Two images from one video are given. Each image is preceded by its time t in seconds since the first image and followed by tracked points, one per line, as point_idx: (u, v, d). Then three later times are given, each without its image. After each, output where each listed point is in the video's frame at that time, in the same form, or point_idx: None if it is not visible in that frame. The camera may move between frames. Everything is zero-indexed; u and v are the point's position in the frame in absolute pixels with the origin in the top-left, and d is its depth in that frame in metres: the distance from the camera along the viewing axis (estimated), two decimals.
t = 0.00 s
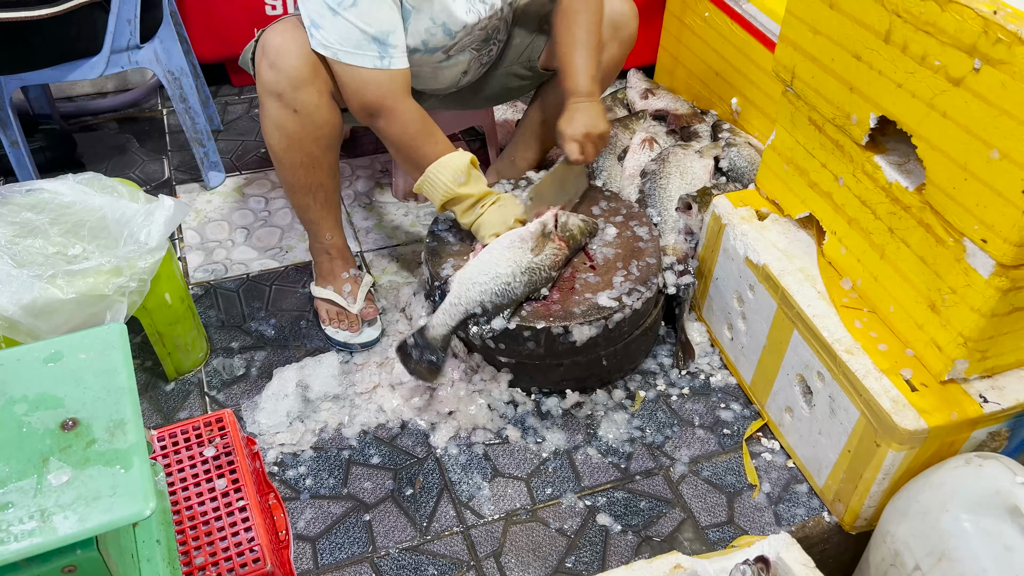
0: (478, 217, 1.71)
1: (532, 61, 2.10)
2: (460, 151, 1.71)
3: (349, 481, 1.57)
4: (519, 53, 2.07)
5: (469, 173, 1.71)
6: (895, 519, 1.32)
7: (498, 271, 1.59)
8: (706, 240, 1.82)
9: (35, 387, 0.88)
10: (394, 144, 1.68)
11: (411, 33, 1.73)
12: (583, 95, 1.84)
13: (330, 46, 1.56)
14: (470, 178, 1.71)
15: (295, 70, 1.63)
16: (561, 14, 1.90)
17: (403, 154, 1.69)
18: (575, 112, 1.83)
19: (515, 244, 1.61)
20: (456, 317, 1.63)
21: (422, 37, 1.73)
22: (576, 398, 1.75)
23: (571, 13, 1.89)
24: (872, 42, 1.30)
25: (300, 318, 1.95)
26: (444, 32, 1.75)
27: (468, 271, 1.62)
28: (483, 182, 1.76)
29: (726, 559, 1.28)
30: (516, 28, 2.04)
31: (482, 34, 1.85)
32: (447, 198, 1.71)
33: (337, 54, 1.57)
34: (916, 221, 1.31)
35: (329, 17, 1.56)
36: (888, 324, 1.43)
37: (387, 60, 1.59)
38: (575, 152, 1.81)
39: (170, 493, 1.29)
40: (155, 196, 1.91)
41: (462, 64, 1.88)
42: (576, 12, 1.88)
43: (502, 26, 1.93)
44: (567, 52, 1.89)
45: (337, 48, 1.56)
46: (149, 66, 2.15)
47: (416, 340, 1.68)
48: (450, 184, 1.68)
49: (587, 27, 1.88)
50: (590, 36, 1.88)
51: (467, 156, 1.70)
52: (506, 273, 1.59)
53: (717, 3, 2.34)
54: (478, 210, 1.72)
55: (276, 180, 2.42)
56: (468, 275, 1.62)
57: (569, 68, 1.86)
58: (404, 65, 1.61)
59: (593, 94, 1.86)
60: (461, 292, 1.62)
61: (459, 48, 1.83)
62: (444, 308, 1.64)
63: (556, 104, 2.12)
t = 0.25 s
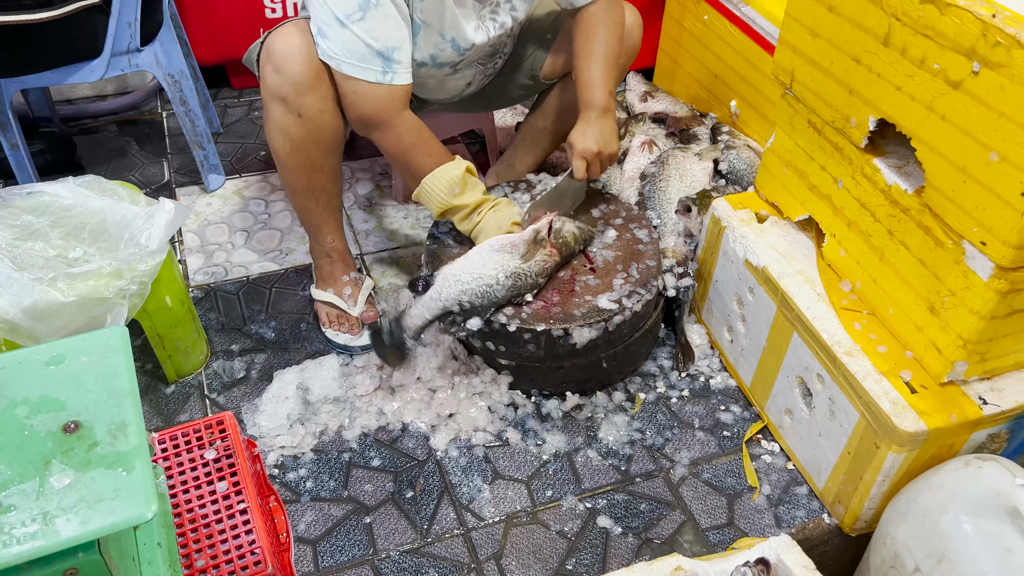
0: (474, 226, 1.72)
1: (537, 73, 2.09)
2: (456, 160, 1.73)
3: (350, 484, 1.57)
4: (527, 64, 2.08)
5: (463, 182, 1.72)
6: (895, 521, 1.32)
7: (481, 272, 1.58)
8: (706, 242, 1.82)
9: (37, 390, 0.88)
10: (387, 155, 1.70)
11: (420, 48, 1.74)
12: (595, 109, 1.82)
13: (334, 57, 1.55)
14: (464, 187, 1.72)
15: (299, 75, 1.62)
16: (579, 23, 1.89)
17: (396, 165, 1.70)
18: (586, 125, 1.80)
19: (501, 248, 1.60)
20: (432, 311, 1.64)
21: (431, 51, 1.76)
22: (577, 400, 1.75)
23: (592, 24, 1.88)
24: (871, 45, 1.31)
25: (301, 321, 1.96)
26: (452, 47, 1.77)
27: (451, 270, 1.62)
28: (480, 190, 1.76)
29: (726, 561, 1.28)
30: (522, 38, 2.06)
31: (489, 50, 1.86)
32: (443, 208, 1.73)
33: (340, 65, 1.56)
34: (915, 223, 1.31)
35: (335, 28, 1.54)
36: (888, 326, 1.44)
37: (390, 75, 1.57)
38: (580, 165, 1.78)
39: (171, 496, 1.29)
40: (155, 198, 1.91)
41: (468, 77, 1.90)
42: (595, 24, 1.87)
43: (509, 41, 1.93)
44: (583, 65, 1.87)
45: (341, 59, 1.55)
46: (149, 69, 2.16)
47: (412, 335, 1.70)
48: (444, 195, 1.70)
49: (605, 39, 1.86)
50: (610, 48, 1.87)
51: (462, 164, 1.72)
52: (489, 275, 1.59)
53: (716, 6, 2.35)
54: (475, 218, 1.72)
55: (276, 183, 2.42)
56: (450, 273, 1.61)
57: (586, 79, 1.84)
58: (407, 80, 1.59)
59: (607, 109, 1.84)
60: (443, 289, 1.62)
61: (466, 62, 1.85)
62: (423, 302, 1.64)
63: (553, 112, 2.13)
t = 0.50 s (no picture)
0: (473, 223, 1.73)
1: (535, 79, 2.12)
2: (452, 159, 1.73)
3: (350, 487, 1.57)
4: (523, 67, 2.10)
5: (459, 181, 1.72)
6: (894, 523, 1.33)
7: (502, 274, 1.61)
8: (705, 245, 1.83)
9: (38, 393, 0.88)
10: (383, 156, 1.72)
11: (422, 56, 1.74)
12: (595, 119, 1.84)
13: (334, 60, 1.55)
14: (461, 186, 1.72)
15: (297, 78, 1.62)
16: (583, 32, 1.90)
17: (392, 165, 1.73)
18: (582, 133, 1.82)
19: (519, 248, 1.63)
20: (455, 316, 1.65)
21: (433, 60, 1.75)
22: (576, 403, 1.75)
23: (596, 36, 1.89)
24: (870, 49, 1.31)
25: (300, 324, 1.96)
26: (454, 55, 1.77)
27: (473, 271, 1.64)
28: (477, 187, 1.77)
29: (726, 563, 1.29)
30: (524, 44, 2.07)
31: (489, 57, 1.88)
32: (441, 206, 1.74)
33: (340, 69, 1.56)
34: (913, 226, 1.31)
35: (337, 32, 1.53)
36: (887, 329, 1.44)
37: (388, 81, 1.58)
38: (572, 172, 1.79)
39: (172, 499, 1.29)
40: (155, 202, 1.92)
41: (467, 83, 1.91)
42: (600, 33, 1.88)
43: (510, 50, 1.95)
44: (584, 74, 1.89)
45: (341, 63, 1.54)
46: (149, 72, 2.16)
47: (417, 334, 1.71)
48: (440, 194, 1.71)
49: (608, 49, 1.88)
50: (611, 60, 1.88)
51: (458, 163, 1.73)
52: (510, 276, 1.61)
53: (715, 10, 2.35)
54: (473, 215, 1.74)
55: (275, 186, 2.42)
56: (473, 274, 1.63)
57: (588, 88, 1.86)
58: (405, 88, 1.60)
59: (604, 120, 1.86)
60: (466, 291, 1.63)
61: (466, 70, 1.85)
62: (446, 304, 1.65)
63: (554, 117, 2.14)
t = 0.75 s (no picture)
0: (473, 218, 1.71)
1: (531, 81, 2.12)
2: (448, 153, 1.67)
3: (348, 489, 1.57)
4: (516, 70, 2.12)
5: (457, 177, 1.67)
6: (892, 524, 1.33)
7: (515, 271, 1.61)
8: (703, 247, 1.83)
9: (37, 395, 0.90)
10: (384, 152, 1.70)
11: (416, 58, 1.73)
12: (597, 112, 1.84)
13: (330, 59, 1.54)
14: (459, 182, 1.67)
15: (289, 78, 1.62)
16: (586, 28, 1.91)
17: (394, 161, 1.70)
18: (584, 127, 1.82)
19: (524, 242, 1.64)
20: (483, 322, 1.63)
21: (426, 61, 1.75)
22: (574, 404, 1.76)
23: (598, 31, 1.89)
24: (867, 51, 1.32)
25: (299, 326, 1.96)
26: (448, 57, 1.77)
27: (486, 275, 1.63)
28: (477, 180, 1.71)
29: (724, 564, 1.29)
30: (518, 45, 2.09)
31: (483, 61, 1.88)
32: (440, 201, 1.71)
33: (336, 69, 1.55)
34: (911, 227, 1.32)
35: (332, 31, 1.52)
36: (884, 331, 1.44)
37: (384, 80, 1.56)
38: (574, 166, 1.80)
39: (170, 501, 1.29)
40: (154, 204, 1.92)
41: (460, 87, 1.91)
42: (601, 27, 1.89)
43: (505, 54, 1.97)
44: (586, 68, 1.89)
45: (337, 62, 1.53)
46: (148, 74, 2.16)
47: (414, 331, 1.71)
48: (437, 189, 1.66)
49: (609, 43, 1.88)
50: (613, 55, 1.88)
51: (453, 157, 1.67)
52: (521, 271, 1.62)
53: (712, 12, 2.36)
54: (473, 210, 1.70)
55: (274, 188, 2.42)
56: (488, 277, 1.63)
57: (590, 82, 1.86)
58: (401, 86, 1.58)
59: (607, 114, 1.86)
60: (487, 295, 1.62)
61: (461, 72, 1.85)
62: (471, 313, 1.64)
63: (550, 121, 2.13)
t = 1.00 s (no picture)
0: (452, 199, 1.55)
1: (531, 81, 2.12)
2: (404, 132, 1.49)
3: (347, 491, 1.57)
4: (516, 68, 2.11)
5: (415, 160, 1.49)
6: (891, 526, 1.33)
7: (515, 271, 1.64)
8: (702, 249, 1.83)
9: (36, 398, 0.90)
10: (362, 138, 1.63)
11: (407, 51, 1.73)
12: (605, 90, 1.83)
13: (312, 43, 1.54)
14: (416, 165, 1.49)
15: (279, 79, 1.63)
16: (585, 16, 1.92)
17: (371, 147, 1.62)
18: (592, 106, 1.81)
19: (530, 249, 1.65)
20: (456, 298, 1.67)
21: (420, 55, 1.75)
22: (573, 407, 1.76)
23: (597, 18, 1.91)
24: (864, 54, 1.32)
25: (298, 328, 1.96)
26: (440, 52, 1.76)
27: (486, 259, 1.67)
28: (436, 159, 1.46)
29: (723, 567, 1.29)
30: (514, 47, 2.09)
31: (475, 58, 1.88)
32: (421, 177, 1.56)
33: (317, 53, 1.55)
34: (908, 230, 1.32)
35: (317, 15, 1.53)
36: (882, 333, 1.45)
37: (365, 67, 1.55)
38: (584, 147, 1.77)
39: (170, 504, 1.29)
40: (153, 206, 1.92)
41: (456, 84, 1.92)
42: (601, 13, 1.91)
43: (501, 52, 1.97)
44: (588, 53, 1.89)
45: (318, 46, 1.53)
46: (147, 78, 2.17)
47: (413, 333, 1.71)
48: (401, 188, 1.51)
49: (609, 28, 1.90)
50: (614, 40, 1.90)
51: (395, 153, 1.48)
52: (519, 274, 1.64)
53: (711, 15, 2.37)
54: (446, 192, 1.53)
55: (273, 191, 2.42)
56: (484, 262, 1.66)
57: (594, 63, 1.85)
58: (382, 74, 1.57)
59: (613, 93, 1.85)
60: (473, 277, 1.65)
61: (453, 68, 1.85)
62: (450, 283, 1.67)
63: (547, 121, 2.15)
